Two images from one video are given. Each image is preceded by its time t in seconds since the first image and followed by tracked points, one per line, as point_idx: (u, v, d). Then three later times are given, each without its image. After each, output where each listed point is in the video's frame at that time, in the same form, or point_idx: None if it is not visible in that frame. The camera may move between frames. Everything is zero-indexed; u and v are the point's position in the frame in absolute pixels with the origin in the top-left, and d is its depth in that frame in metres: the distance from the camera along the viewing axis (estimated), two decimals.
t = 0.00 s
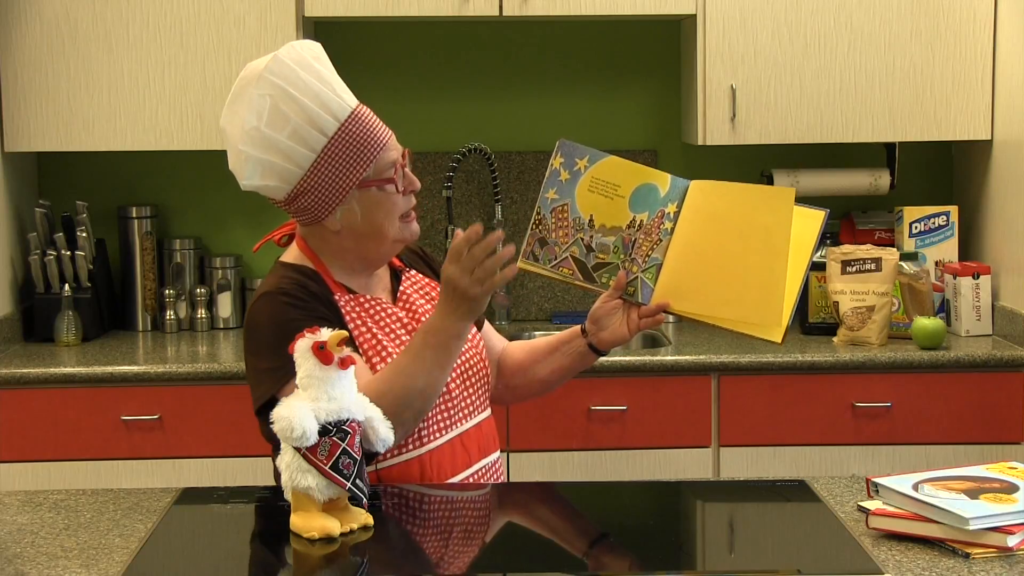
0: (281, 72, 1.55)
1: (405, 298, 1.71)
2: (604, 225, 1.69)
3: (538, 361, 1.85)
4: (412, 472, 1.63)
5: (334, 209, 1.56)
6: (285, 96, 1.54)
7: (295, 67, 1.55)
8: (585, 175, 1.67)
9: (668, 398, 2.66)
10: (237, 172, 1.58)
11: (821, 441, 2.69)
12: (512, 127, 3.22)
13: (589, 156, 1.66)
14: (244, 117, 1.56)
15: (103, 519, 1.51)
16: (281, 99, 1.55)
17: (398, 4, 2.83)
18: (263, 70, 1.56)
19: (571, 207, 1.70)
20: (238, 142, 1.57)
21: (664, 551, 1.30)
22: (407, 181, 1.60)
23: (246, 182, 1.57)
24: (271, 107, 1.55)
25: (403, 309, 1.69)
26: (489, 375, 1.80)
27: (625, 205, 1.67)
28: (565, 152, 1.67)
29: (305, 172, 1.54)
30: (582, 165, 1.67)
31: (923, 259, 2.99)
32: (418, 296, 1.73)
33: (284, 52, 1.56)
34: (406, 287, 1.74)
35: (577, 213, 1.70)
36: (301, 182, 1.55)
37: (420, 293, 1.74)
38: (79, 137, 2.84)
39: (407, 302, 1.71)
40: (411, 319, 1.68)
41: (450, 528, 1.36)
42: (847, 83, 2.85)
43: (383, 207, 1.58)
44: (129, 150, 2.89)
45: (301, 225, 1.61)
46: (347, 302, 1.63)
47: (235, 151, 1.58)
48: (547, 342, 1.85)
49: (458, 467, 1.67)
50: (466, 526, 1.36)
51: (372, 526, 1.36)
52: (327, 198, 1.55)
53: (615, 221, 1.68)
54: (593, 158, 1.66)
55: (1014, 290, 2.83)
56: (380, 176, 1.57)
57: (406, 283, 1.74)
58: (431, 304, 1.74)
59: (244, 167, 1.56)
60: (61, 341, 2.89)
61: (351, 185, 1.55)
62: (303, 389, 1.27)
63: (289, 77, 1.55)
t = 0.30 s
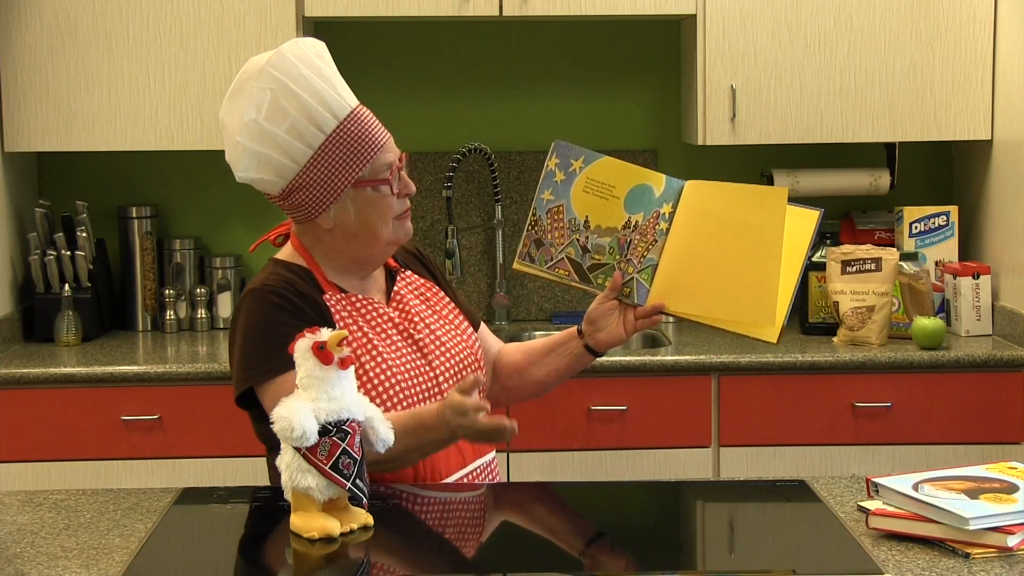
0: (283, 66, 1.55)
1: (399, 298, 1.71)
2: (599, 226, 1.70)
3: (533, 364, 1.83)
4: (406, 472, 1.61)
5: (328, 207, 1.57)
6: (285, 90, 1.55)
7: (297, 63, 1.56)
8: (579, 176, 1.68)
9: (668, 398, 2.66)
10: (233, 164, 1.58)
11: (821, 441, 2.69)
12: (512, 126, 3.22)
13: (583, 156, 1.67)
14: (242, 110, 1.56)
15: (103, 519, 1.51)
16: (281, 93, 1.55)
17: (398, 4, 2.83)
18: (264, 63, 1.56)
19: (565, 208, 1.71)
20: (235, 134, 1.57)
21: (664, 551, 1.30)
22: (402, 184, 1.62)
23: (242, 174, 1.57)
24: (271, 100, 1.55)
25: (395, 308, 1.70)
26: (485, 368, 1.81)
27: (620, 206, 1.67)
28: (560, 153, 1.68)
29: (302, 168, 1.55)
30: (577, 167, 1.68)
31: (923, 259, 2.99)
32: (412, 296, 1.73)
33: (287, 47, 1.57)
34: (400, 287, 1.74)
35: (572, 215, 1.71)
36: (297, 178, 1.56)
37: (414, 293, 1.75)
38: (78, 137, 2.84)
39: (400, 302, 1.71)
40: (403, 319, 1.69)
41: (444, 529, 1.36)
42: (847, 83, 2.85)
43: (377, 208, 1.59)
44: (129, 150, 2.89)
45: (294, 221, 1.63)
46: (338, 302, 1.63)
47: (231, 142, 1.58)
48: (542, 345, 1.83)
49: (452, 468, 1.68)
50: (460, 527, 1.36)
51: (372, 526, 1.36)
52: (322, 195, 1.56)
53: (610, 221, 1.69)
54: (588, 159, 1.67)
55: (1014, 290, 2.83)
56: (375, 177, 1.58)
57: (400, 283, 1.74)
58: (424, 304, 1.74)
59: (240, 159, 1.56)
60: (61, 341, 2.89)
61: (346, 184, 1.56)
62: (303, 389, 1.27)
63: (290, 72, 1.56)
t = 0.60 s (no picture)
0: (292, 63, 1.57)
1: (398, 299, 1.71)
2: (599, 227, 1.70)
3: (531, 365, 1.85)
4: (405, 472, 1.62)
5: (328, 206, 1.58)
6: (292, 86, 1.55)
7: (307, 62, 1.57)
8: (578, 177, 1.68)
9: (667, 398, 2.66)
10: (236, 157, 1.59)
11: (821, 441, 2.69)
12: (511, 127, 3.22)
13: (581, 157, 1.67)
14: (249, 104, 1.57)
15: (103, 519, 1.51)
16: (288, 89, 1.55)
17: (398, 4, 2.83)
18: (274, 59, 1.57)
19: (564, 209, 1.71)
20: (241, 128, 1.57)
21: (664, 550, 1.30)
22: (403, 188, 1.62)
23: (244, 168, 1.57)
24: (278, 96, 1.56)
25: (394, 310, 1.70)
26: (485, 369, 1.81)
27: (618, 207, 1.67)
28: (557, 154, 1.68)
29: (305, 165, 1.56)
30: (574, 168, 1.68)
31: (923, 259, 2.99)
32: (411, 296, 1.73)
33: (297, 45, 1.58)
34: (400, 287, 1.74)
35: (570, 217, 1.71)
36: (299, 175, 1.56)
37: (413, 293, 1.75)
38: (78, 137, 2.84)
39: (400, 304, 1.71)
40: (402, 320, 1.69)
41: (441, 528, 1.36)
42: (847, 83, 2.85)
43: (377, 210, 1.59)
44: (128, 150, 2.89)
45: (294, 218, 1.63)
46: (335, 304, 1.63)
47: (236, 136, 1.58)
48: (542, 346, 1.84)
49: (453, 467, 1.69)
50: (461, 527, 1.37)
51: (372, 526, 1.36)
52: (323, 194, 1.56)
53: (609, 222, 1.68)
54: (586, 160, 1.67)
55: (1014, 290, 2.83)
56: (377, 180, 1.58)
57: (399, 284, 1.74)
58: (423, 305, 1.74)
59: (243, 152, 1.56)
60: (61, 341, 2.89)
61: (347, 184, 1.57)
62: (303, 389, 1.27)
63: (299, 69, 1.56)
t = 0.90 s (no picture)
0: (291, 62, 1.57)
1: (401, 299, 1.71)
2: (601, 227, 1.70)
3: (535, 365, 1.85)
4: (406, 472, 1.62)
5: (329, 203, 1.58)
6: (290, 86, 1.56)
7: (305, 60, 1.58)
8: (580, 177, 1.69)
9: (667, 398, 2.66)
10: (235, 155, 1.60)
11: (821, 441, 2.69)
12: (511, 126, 3.22)
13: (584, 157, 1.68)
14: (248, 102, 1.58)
15: (103, 519, 1.51)
16: (286, 88, 1.56)
17: (398, 4, 2.83)
18: (272, 57, 1.58)
19: (567, 209, 1.71)
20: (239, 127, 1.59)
21: (664, 550, 1.30)
22: (404, 185, 1.62)
23: (243, 166, 1.59)
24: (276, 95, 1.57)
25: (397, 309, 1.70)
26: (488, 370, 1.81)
27: (620, 206, 1.67)
28: (560, 155, 1.69)
29: (304, 163, 1.57)
30: (577, 168, 1.69)
31: (923, 259, 2.99)
32: (415, 297, 1.74)
33: (295, 43, 1.59)
34: (404, 288, 1.74)
35: (573, 217, 1.71)
36: (298, 173, 1.57)
37: (416, 294, 1.75)
38: (78, 137, 2.84)
39: (403, 304, 1.71)
40: (405, 320, 1.69)
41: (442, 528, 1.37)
42: (847, 83, 2.85)
43: (378, 207, 1.59)
44: (128, 150, 2.89)
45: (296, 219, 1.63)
46: (338, 303, 1.63)
47: (235, 134, 1.60)
48: (546, 346, 1.84)
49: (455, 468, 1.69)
50: (462, 527, 1.37)
51: (371, 526, 1.36)
52: (323, 191, 1.57)
53: (611, 221, 1.69)
54: (588, 160, 1.68)
55: (1014, 290, 2.83)
56: (377, 175, 1.58)
57: (405, 285, 1.75)
58: (426, 305, 1.75)
59: (242, 151, 1.58)
60: (61, 341, 2.89)
61: (346, 180, 1.57)
62: (303, 389, 1.27)
63: (297, 68, 1.57)
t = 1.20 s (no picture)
0: (276, 67, 1.65)
1: (422, 300, 1.72)
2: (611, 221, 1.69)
3: (554, 364, 1.84)
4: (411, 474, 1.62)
5: (307, 202, 1.65)
6: (274, 91, 1.65)
7: (287, 64, 1.64)
8: (589, 172, 1.68)
9: (668, 398, 2.66)
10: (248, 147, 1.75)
11: (821, 441, 2.69)
12: (511, 127, 3.22)
13: (590, 152, 1.67)
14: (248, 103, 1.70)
15: (103, 519, 1.51)
16: (272, 93, 1.65)
17: (398, 4, 2.83)
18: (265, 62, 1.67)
19: (575, 206, 1.70)
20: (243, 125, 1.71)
21: (664, 551, 1.30)
22: (366, 182, 1.59)
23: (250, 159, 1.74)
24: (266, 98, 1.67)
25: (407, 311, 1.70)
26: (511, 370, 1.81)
27: (630, 199, 1.67)
28: (568, 152, 1.68)
29: (288, 163, 1.66)
30: (585, 163, 1.68)
31: (923, 259, 2.99)
32: (433, 299, 1.74)
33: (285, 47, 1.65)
34: (424, 289, 1.74)
35: (581, 212, 1.70)
36: (287, 171, 1.67)
37: (435, 296, 1.74)
38: (78, 137, 2.84)
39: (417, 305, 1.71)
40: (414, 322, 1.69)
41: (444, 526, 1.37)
42: (847, 83, 2.85)
43: (339, 206, 1.61)
44: (128, 150, 2.89)
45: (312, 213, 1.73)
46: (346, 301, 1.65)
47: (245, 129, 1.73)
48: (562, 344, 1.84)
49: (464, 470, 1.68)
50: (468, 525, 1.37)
51: (371, 526, 1.36)
52: (299, 189, 1.65)
53: (621, 215, 1.68)
54: (596, 155, 1.67)
55: (1014, 290, 2.83)
56: (332, 174, 1.60)
57: (426, 287, 1.75)
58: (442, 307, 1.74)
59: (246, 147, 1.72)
60: (61, 341, 2.89)
61: (309, 180, 1.62)
62: (303, 389, 1.27)
63: (281, 73, 1.64)
